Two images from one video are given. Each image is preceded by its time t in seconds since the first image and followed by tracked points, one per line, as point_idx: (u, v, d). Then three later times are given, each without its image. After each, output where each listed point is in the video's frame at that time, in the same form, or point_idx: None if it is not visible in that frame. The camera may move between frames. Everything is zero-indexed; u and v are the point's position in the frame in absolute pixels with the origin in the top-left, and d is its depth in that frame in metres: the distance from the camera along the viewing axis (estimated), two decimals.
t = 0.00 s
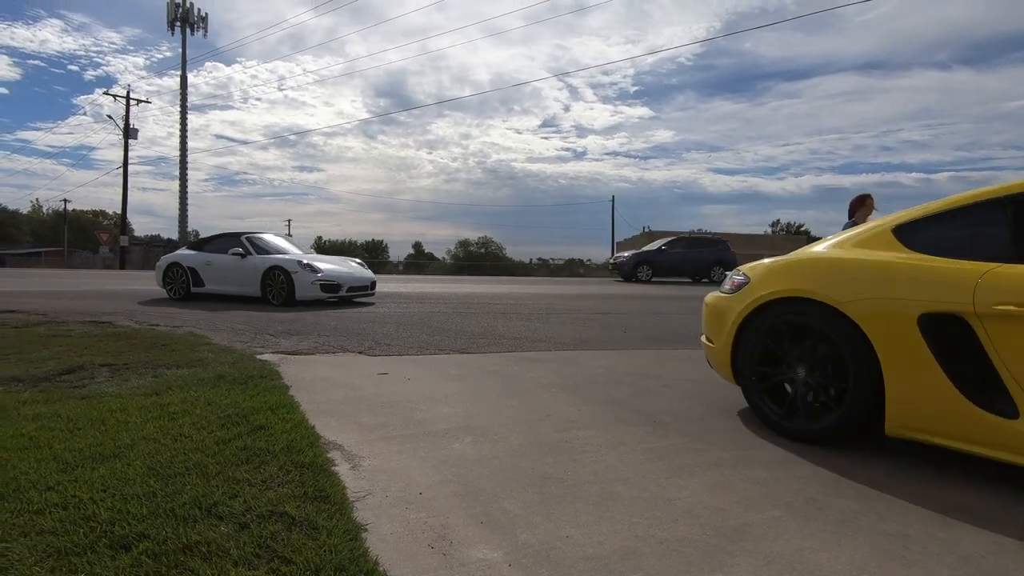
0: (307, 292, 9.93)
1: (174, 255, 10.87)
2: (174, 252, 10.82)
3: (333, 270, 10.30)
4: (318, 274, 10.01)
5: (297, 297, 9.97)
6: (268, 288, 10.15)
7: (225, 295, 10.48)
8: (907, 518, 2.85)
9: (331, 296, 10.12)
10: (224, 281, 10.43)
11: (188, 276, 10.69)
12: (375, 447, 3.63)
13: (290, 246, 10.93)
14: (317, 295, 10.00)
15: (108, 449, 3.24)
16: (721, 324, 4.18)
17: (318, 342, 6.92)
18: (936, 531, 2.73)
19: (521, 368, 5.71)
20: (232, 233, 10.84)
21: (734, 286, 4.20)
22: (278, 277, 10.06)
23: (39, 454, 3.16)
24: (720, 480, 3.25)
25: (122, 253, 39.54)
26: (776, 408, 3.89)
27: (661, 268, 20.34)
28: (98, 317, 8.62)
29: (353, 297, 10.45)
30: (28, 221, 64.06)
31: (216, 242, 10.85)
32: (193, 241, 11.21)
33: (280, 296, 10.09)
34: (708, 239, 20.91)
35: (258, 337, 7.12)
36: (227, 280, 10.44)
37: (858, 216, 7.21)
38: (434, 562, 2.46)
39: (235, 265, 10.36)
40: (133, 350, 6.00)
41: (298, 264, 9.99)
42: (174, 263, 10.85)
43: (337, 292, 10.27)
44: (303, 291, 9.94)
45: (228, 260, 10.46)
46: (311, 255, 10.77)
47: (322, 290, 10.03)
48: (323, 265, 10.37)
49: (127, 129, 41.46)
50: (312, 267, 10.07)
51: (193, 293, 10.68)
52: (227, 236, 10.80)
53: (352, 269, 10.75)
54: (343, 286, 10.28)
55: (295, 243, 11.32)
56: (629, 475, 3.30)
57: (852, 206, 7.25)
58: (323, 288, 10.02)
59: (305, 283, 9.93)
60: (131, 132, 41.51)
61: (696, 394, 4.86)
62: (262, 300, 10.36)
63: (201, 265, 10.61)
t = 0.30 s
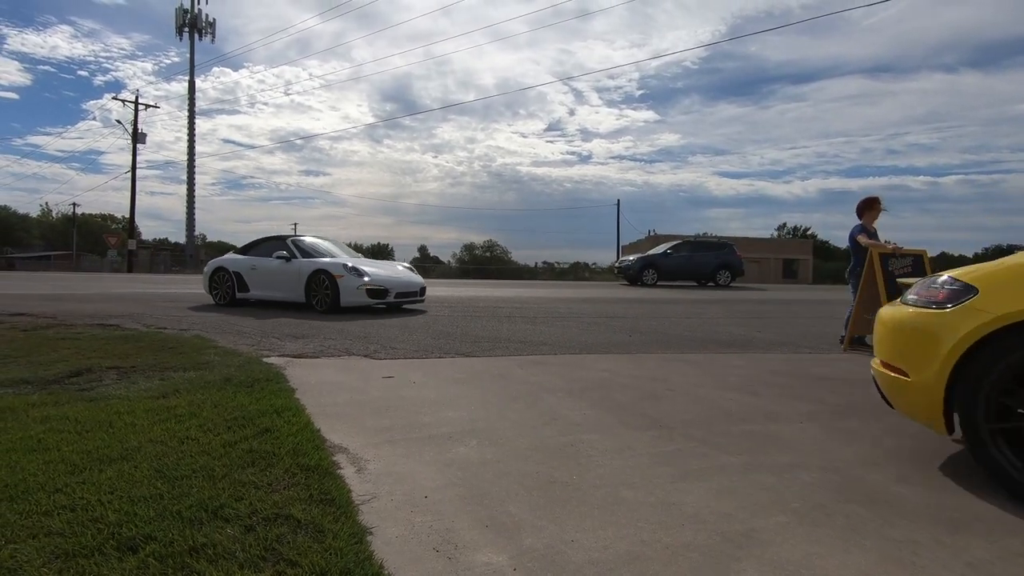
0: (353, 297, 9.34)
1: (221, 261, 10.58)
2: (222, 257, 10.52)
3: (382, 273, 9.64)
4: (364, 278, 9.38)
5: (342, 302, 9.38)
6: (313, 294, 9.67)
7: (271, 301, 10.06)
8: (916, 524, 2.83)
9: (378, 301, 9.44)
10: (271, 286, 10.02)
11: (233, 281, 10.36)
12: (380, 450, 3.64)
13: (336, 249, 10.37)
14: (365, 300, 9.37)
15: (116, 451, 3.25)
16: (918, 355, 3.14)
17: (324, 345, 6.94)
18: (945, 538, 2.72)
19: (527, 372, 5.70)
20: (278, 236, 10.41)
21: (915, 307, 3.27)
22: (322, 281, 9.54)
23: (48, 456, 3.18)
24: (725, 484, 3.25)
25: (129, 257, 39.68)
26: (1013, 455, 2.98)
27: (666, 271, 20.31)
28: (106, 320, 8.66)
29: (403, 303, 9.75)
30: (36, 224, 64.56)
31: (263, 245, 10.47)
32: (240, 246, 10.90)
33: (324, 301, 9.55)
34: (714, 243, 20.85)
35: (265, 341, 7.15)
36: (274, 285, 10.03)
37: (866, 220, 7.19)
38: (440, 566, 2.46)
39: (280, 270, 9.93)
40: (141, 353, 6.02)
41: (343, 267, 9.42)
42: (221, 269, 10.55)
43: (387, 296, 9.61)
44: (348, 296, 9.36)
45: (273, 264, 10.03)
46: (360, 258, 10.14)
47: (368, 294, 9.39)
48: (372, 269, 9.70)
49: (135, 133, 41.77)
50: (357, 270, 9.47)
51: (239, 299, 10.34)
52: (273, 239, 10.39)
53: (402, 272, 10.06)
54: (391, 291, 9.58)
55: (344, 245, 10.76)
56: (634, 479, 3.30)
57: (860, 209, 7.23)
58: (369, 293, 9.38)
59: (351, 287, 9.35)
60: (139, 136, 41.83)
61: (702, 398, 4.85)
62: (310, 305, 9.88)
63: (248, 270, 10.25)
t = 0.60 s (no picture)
0: (393, 303, 8.82)
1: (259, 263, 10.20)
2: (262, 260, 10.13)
3: (426, 278, 9.08)
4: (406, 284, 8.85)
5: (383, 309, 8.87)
6: (354, 300, 9.19)
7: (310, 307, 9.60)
8: (922, 529, 2.82)
9: (420, 308, 8.89)
10: (309, 290, 9.56)
11: (271, 285, 9.95)
12: (384, 452, 3.64)
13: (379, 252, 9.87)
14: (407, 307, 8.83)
15: (121, 453, 3.26)
16: None
17: (328, 347, 6.94)
18: (951, 542, 2.71)
19: (531, 375, 5.69)
20: (319, 237, 9.95)
21: None
22: (362, 286, 9.07)
23: (53, 457, 3.19)
24: (730, 488, 3.24)
25: (135, 259, 39.73)
26: None
27: (670, 275, 20.25)
28: (112, 322, 8.69)
29: (448, 310, 9.16)
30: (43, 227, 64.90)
31: (303, 247, 10.04)
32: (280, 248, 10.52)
33: (363, 307, 9.06)
34: (718, 247, 20.79)
35: (269, 343, 7.16)
36: (314, 289, 9.57)
37: (871, 223, 7.18)
38: (444, 569, 2.46)
39: (319, 273, 9.48)
40: (146, 354, 6.04)
41: (384, 271, 8.92)
42: (259, 271, 10.16)
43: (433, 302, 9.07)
44: (388, 302, 8.86)
45: (312, 267, 9.58)
46: (405, 261, 9.60)
47: (410, 301, 8.86)
48: (416, 273, 9.13)
49: (142, 136, 42.01)
50: (399, 274, 8.96)
51: (278, 303, 9.91)
52: (313, 241, 9.96)
53: (449, 276, 9.48)
54: (435, 297, 9.01)
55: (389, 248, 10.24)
56: (638, 482, 3.29)
57: (865, 212, 7.21)
58: (411, 299, 8.85)
59: (393, 293, 8.84)
60: (145, 140, 42.07)
61: (707, 401, 4.84)
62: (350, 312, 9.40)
63: (287, 273, 9.82)
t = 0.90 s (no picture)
0: (430, 309, 8.02)
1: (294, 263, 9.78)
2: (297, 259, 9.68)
3: (468, 281, 8.26)
4: (446, 287, 8.05)
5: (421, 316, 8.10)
6: (389, 304, 8.46)
7: (345, 311, 9.05)
8: (925, 530, 2.81)
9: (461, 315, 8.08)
10: (346, 291, 8.96)
11: (305, 287, 9.50)
12: (385, 452, 3.63)
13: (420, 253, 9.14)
14: (447, 313, 8.03)
15: (122, 452, 3.26)
16: None
17: (330, 347, 6.93)
18: (955, 544, 2.69)
19: (533, 375, 5.68)
20: (356, 236, 9.35)
21: None
22: (397, 290, 8.33)
23: (54, 456, 3.19)
24: (732, 489, 3.23)
25: (138, 260, 39.74)
26: None
27: (672, 275, 20.22)
28: (114, 321, 8.70)
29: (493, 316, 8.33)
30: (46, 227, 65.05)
31: (339, 246, 9.50)
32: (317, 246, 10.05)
33: (399, 313, 8.32)
34: (720, 247, 20.76)
35: (271, 343, 7.16)
36: (348, 292, 8.97)
37: (873, 223, 7.16)
38: (444, 569, 2.45)
39: (353, 275, 8.88)
40: (148, 354, 6.04)
41: (421, 274, 8.14)
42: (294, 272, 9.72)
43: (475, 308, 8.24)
44: (425, 307, 8.07)
45: (346, 268, 9.01)
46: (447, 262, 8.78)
47: (449, 306, 8.04)
48: (457, 276, 8.31)
49: (145, 137, 42.10)
50: (438, 277, 8.16)
51: (312, 306, 9.43)
52: (350, 240, 9.38)
53: (493, 278, 8.63)
54: (478, 303, 8.18)
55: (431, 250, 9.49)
56: (639, 483, 3.28)
57: (867, 212, 7.20)
58: (451, 305, 8.04)
59: (430, 297, 8.04)
60: (148, 140, 42.16)
61: (708, 402, 4.83)
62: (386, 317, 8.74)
63: (322, 274, 9.31)
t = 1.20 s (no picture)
0: (465, 313, 7.31)
1: (323, 262, 9.16)
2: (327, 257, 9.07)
3: (509, 284, 7.52)
4: (484, 290, 7.33)
5: (457, 322, 7.39)
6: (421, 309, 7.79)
7: (376, 314, 8.37)
8: (925, 529, 2.80)
9: (501, 321, 7.33)
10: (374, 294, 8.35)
11: (334, 287, 8.86)
12: (383, 451, 3.62)
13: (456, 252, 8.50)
14: (485, 319, 7.29)
15: (119, 450, 3.25)
16: None
17: (328, 345, 6.91)
18: (954, 543, 2.69)
19: (532, 374, 5.66)
20: (390, 233, 8.69)
21: None
22: (431, 293, 7.64)
23: (51, 454, 3.17)
24: (731, 488, 3.22)
25: (137, 258, 39.71)
26: None
27: (672, 274, 20.19)
28: (112, 320, 8.68)
29: (537, 324, 7.56)
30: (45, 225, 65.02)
31: (370, 245, 8.89)
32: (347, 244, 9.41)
33: (433, 318, 7.62)
34: (719, 246, 20.76)
35: (269, 341, 7.14)
36: (377, 294, 8.33)
37: (872, 222, 7.15)
38: (442, 568, 2.44)
39: (385, 275, 8.21)
40: (146, 352, 6.02)
41: (457, 275, 7.44)
42: (322, 271, 9.11)
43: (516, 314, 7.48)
44: (460, 312, 7.36)
45: (378, 268, 8.34)
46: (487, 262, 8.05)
47: (488, 311, 7.31)
48: (497, 278, 7.57)
49: (143, 135, 42.03)
50: (475, 279, 7.45)
51: (342, 308, 8.78)
52: (384, 238, 8.73)
53: (537, 281, 7.85)
54: (520, 309, 7.43)
55: (470, 249, 8.84)
56: (638, 481, 3.27)
57: (866, 211, 7.19)
58: (489, 310, 7.30)
59: (465, 301, 7.33)
60: (147, 138, 42.10)
61: (708, 401, 4.82)
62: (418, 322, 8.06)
63: (352, 273, 8.67)
